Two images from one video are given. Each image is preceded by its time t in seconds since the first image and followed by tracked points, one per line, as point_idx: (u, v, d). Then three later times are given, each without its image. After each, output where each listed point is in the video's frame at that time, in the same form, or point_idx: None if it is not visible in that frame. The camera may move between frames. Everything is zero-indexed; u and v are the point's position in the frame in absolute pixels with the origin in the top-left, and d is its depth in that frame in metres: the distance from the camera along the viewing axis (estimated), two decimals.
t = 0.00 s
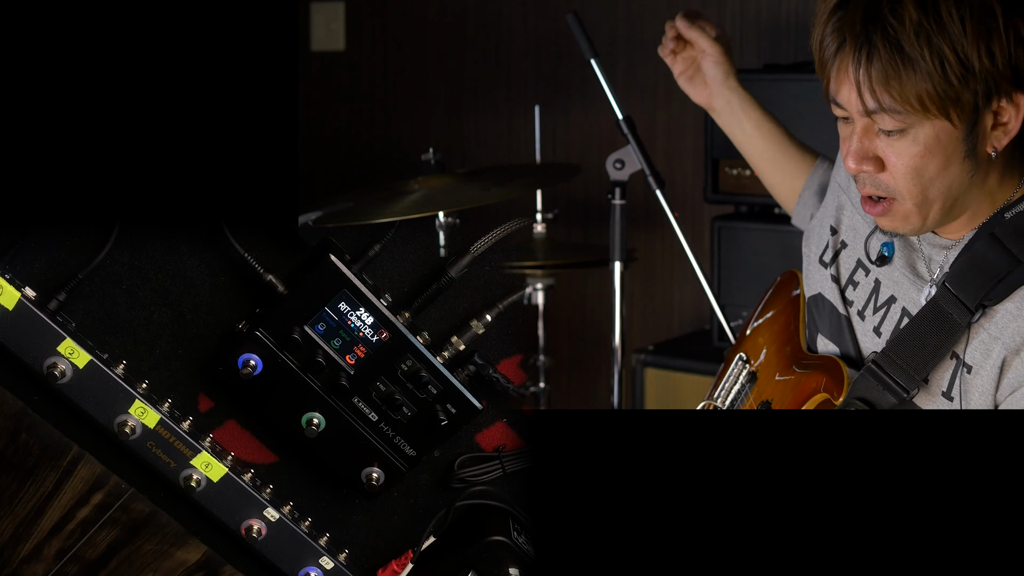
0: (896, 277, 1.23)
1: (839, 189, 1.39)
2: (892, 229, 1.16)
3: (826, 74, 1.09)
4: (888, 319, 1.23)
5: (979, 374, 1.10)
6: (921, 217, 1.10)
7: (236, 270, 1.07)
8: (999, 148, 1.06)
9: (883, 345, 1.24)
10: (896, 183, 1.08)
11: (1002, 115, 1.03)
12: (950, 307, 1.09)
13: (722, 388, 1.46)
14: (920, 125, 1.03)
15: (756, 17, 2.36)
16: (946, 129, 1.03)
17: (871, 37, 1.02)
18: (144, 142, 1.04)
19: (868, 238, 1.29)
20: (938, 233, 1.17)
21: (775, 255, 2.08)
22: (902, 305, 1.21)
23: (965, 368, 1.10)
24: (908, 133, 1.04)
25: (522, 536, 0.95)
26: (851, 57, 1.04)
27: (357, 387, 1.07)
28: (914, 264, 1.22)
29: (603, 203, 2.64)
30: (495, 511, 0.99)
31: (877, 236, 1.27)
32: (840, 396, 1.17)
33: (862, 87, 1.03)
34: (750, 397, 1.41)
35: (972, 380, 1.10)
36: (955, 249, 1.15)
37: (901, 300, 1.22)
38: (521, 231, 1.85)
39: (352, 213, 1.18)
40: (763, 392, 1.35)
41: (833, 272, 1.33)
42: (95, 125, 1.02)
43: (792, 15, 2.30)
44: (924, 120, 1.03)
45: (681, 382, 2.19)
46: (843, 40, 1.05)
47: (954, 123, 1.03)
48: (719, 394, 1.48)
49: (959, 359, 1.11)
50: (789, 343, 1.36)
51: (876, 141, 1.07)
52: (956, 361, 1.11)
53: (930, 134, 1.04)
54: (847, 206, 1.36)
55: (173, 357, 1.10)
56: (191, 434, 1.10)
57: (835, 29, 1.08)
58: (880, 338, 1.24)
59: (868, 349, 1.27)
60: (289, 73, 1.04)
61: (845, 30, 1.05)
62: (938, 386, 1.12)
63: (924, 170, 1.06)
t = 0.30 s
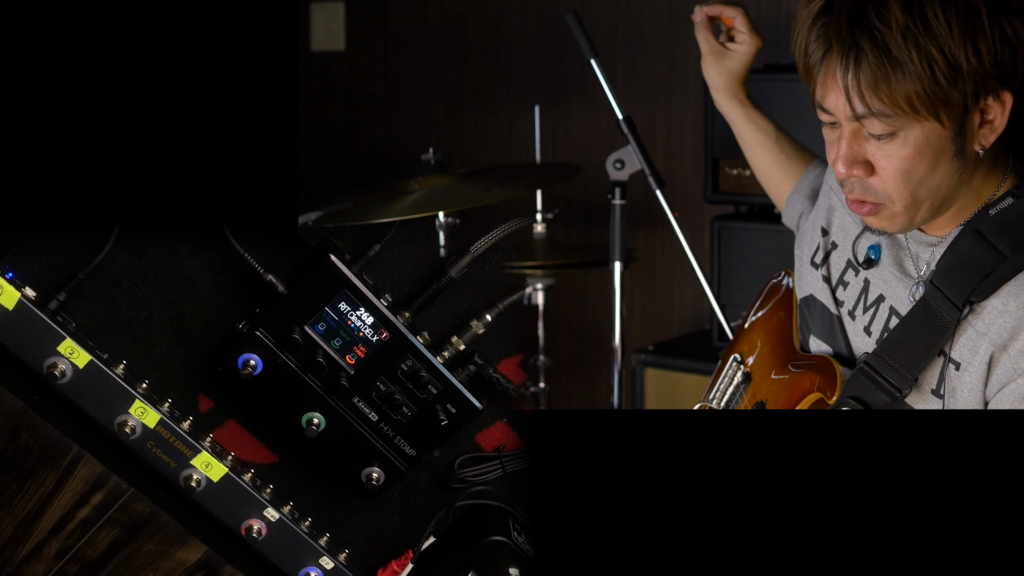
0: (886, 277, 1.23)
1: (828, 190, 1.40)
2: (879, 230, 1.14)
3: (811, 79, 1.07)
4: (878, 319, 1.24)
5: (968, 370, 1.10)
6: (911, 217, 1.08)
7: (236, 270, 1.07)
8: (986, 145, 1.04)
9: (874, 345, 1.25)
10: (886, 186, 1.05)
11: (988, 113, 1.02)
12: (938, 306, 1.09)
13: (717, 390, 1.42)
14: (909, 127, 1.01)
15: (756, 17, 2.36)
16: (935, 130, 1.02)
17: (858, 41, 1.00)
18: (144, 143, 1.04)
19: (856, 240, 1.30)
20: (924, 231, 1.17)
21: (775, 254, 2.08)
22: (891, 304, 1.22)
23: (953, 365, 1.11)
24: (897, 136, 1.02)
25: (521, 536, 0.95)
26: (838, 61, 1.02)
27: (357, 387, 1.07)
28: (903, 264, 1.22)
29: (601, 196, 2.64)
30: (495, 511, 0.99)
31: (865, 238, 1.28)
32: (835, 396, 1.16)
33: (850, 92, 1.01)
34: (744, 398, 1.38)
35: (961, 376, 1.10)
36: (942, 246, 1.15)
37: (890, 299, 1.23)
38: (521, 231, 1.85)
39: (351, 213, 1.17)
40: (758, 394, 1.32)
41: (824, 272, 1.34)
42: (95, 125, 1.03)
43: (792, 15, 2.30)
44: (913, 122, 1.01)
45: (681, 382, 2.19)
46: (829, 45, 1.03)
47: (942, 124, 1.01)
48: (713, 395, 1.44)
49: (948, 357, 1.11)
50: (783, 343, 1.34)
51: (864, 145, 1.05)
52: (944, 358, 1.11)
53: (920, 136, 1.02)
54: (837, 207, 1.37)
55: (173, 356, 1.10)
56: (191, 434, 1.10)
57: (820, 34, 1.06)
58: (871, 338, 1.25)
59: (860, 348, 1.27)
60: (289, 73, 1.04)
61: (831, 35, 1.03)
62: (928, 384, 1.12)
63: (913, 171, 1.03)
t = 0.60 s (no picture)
0: (877, 280, 1.22)
1: (807, 196, 1.39)
2: (878, 231, 1.10)
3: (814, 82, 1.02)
4: (870, 321, 1.23)
5: (966, 369, 1.09)
6: (913, 217, 1.05)
7: (236, 270, 1.08)
8: (987, 144, 1.01)
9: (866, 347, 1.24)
10: (890, 187, 1.01)
11: (987, 111, 0.99)
12: (932, 306, 1.07)
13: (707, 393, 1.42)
14: (917, 128, 0.97)
15: (756, 17, 2.36)
16: (942, 131, 0.97)
17: (868, 43, 0.96)
18: (144, 142, 1.04)
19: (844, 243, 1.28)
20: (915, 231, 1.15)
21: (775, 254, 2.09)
22: (882, 305, 1.21)
23: (950, 365, 1.09)
24: (905, 138, 0.98)
25: (521, 536, 0.96)
26: (846, 64, 0.97)
27: (357, 387, 1.06)
28: (892, 267, 1.21)
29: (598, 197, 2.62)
30: (496, 511, 0.99)
31: (851, 242, 1.27)
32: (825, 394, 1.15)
33: (858, 95, 0.97)
34: (735, 401, 1.37)
35: (958, 375, 1.09)
36: (935, 246, 1.13)
37: (881, 301, 1.21)
38: (521, 231, 1.85)
39: (351, 213, 1.17)
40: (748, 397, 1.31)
41: (812, 277, 1.33)
42: (96, 126, 1.03)
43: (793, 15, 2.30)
44: (922, 123, 0.97)
45: (681, 382, 2.19)
46: (835, 47, 0.98)
47: (950, 123, 0.97)
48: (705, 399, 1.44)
49: (945, 356, 1.10)
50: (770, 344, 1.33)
51: (868, 147, 1.00)
52: (941, 358, 1.10)
53: (927, 136, 0.97)
54: (819, 212, 1.36)
55: (172, 356, 1.10)
56: (191, 434, 1.09)
57: (823, 36, 1.01)
58: (863, 340, 1.24)
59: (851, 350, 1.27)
60: (289, 72, 1.04)
61: (836, 37, 0.99)
62: (925, 384, 1.11)
63: (918, 172, 0.99)
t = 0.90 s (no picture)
0: (868, 283, 1.17)
1: (788, 204, 1.32)
2: (860, 225, 1.08)
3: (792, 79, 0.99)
4: (860, 324, 1.19)
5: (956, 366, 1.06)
6: (896, 211, 1.03)
7: (236, 270, 1.08)
8: (966, 137, 0.99)
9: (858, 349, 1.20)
10: (871, 181, 0.99)
11: (966, 104, 0.97)
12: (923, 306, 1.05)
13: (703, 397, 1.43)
14: (896, 121, 0.95)
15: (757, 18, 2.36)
16: (922, 124, 0.95)
17: (845, 38, 0.94)
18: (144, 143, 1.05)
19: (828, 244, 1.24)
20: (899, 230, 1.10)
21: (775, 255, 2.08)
22: (872, 308, 1.16)
23: (941, 362, 1.07)
24: (884, 133, 0.96)
25: (521, 536, 0.99)
26: (824, 60, 0.95)
27: (357, 387, 1.06)
28: (884, 271, 1.15)
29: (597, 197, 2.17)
30: (495, 511, 1.02)
31: (838, 245, 1.22)
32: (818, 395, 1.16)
33: (837, 90, 0.95)
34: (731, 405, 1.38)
35: (949, 373, 1.06)
36: (922, 244, 1.08)
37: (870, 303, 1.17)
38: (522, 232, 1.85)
39: (352, 213, 1.17)
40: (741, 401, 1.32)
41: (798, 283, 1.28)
42: (98, 126, 1.04)
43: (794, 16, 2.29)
44: (901, 117, 0.94)
45: (681, 382, 2.18)
46: (813, 44, 0.96)
47: (930, 116, 0.94)
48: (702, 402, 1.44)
49: (935, 354, 1.07)
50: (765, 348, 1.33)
51: (850, 142, 0.98)
52: (931, 356, 1.07)
53: (907, 130, 0.95)
54: (803, 218, 1.29)
55: (173, 356, 1.10)
56: (191, 434, 1.09)
57: (800, 32, 0.98)
58: (854, 342, 1.20)
59: (843, 351, 1.23)
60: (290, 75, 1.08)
61: (814, 34, 0.97)
62: (916, 383, 1.09)
63: (900, 166, 0.97)
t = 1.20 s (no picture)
0: (852, 286, 1.21)
1: (751, 244, 1.29)
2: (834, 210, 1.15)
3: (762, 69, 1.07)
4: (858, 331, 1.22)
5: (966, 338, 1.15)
6: (870, 192, 1.10)
7: (236, 270, 1.08)
8: (935, 118, 1.08)
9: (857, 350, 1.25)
10: (844, 165, 1.06)
11: (935, 87, 1.06)
12: (911, 285, 1.13)
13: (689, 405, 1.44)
14: (865, 103, 1.03)
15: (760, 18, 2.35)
16: (891, 106, 1.03)
17: (812, 24, 1.02)
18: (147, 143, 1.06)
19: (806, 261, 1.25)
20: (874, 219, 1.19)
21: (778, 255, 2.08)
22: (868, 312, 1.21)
23: (950, 338, 1.15)
24: (855, 116, 1.03)
25: (521, 536, 1.02)
26: (793, 47, 1.02)
27: (357, 387, 1.06)
28: (867, 273, 1.21)
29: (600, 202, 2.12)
30: (495, 512, 1.04)
31: (814, 254, 1.24)
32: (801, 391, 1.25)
33: (806, 75, 1.02)
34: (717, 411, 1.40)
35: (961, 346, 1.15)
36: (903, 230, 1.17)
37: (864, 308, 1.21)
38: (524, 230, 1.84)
39: (352, 213, 1.16)
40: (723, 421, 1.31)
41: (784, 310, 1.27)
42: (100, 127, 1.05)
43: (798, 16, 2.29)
44: (869, 98, 1.03)
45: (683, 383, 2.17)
46: (782, 33, 1.04)
47: (896, 98, 1.03)
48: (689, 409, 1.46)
49: (941, 331, 1.16)
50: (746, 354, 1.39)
51: (822, 126, 1.05)
52: (938, 334, 1.16)
53: (876, 112, 1.03)
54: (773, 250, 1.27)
55: (173, 356, 1.10)
56: (191, 434, 1.09)
57: (768, 23, 1.06)
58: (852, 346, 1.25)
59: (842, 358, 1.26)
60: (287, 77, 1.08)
61: (783, 20, 1.04)
62: (928, 365, 1.17)
63: (871, 148, 1.05)
